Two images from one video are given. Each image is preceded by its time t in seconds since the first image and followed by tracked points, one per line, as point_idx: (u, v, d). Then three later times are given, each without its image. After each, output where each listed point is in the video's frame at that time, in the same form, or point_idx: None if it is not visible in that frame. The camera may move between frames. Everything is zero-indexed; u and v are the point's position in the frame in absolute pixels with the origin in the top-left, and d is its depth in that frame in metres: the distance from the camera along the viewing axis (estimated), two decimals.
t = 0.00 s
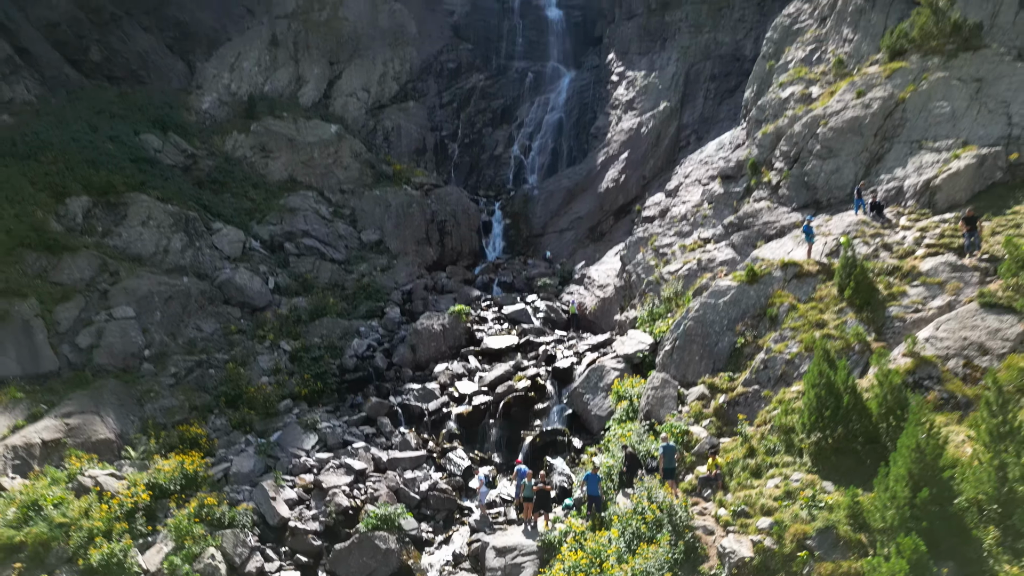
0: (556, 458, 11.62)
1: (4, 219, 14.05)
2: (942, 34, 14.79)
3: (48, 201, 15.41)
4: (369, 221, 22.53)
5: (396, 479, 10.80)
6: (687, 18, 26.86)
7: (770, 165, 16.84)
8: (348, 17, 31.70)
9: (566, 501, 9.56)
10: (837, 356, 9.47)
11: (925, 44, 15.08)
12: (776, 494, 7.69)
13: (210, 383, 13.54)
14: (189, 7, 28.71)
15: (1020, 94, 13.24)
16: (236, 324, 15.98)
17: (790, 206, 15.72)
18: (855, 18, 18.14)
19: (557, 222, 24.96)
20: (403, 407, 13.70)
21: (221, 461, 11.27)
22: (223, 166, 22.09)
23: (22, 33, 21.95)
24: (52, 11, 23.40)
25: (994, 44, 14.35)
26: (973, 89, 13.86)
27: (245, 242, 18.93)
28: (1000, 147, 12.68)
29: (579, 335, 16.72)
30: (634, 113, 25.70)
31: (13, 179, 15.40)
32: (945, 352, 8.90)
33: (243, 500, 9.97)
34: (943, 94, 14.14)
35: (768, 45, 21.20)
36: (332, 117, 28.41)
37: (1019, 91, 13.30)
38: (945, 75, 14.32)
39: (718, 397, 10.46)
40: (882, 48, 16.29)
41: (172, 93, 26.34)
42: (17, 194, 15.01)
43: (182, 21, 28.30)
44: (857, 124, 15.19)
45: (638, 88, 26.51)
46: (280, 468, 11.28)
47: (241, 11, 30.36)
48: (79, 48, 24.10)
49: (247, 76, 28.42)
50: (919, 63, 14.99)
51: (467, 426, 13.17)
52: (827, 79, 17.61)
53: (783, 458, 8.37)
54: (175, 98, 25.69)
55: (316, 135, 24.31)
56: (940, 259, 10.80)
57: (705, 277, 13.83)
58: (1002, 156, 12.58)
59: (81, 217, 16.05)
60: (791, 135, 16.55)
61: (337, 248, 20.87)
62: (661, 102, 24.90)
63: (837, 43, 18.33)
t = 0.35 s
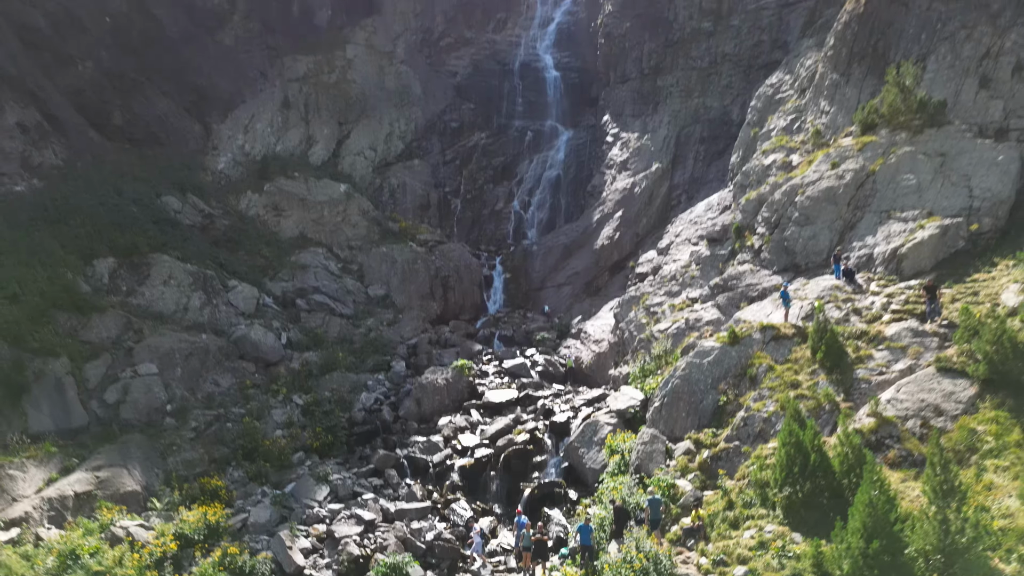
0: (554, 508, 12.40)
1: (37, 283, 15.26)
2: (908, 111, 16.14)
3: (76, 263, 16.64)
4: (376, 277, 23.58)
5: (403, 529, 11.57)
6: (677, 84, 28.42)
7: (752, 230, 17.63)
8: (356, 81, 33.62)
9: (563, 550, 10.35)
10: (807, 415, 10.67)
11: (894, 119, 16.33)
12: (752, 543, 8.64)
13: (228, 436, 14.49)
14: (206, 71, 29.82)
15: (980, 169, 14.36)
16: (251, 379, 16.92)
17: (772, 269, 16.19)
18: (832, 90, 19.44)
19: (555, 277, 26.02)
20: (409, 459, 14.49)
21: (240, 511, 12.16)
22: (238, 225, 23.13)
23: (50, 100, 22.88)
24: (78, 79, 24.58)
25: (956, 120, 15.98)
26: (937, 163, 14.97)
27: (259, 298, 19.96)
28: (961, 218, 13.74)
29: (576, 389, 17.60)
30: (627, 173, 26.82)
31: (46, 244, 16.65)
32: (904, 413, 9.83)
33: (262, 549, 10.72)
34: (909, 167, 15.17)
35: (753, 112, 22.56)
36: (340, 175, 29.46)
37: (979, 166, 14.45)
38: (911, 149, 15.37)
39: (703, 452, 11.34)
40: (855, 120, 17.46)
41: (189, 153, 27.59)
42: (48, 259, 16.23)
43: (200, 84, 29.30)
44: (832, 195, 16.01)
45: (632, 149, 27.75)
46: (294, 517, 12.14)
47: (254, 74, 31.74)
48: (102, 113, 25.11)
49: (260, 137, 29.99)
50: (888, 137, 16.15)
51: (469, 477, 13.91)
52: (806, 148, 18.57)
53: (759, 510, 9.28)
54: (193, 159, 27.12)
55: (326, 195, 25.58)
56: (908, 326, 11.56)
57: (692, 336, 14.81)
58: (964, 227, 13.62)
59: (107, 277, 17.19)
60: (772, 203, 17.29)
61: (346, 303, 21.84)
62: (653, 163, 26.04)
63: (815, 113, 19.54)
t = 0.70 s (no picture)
0: (551, 536, 13.31)
1: (66, 321, 16.45)
2: (882, 160, 17.33)
3: (101, 301, 17.81)
4: (382, 310, 24.61)
5: (410, 556, 12.52)
6: (670, 124, 29.73)
7: (738, 271, 18.79)
8: (362, 118, 35.13)
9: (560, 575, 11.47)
10: (783, 450, 11.66)
11: (869, 167, 17.58)
12: (730, 570, 9.52)
13: (245, 466, 15.43)
14: (220, 112, 31.23)
15: (948, 218, 15.41)
16: (265, 411, 17.84)
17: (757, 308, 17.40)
18: (814, 137, 20.67)
19: (552, 311, 27.10)
20: (415, 488, 15.38)
21: (258, 537, 13.06)
22: (251, 261, 24.26)
23: (72, 142, 24.03)
24: (97, 121, 25.70)
25: (927, 170, 17.03)
26: (908, 212, 16.02)
27: (271, 333, 20.98)
28: (930, 264, 14.76)
29: (573, 421, 18.49)
30: (622, 210, 27.97)
31: (72, 284, 17.90)
32: (869, 450, 10.81)
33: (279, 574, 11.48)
34: (883, 215, 16.25)
35: (742, 155, 23.86)
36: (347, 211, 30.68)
37: (947, 215, 15.48)
38: (885, 198, 16.50)
39: (688, 483, 12.27)
40: (835, 167, 18.62)
41: (202, 191, 28.52)
42: (76, 298, 17.42)
43: (214, 123, 30.60)
44: (811, 240, 17.15)
45: (626, 187, 28.92)
46: (308, 544, 13.05)
47: (264, 113, 33.29)
48: (120, 152, 26.14)
49: (270, 174, 30.41)
50: (864, 185, 17.33)
51: (472, 506, 14.73)
52: (790, 192, 19.65)
53: (737, 539, 10.18)
54: (206, 196, 27.98)
55: (334, 232, 26.89)
56: (876, 365, 12.60)
57: (681, 372, 15.90)
58: (933, 272, 14.63)
59: (129, 315, 18.23)
60: (756, 246, 18.48)
61: (353, 337, 22.80)
62: (646, 201, 27.26)
63: (799, 158, 20.64)
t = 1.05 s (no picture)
0: (549, 540, 14.36)
1: (93, 337, 17.55)
2: (862, 185, 18.39)
3: (124, 317, 18.91)
4: (387, 322, 25.62)
5: (419, 559, 13.58)
6: (665, 140, 30.76)
7: (726, 288, 19.86)
8: (366, 132, 36.19)
9: None
10: (761, 462, 12.71)
11: (850, 192, 18.66)
12: (709, 572, 10.55)
13: (262, 475, 16.52)
14: (229, 128, 32.24)
15: (921, 242, 16.47)
16: (279, 422, 18.87)
17: (743, 325, 18.39)
18: (799, 159, 21.79)
19: (551, 322, 28.14)
20: (422, 495, 16.44)
21: (278, 542, 14.14)
22: (262, 276, 25.30)
23: (90, 161, 25.03)
24: (114, 139, 26.70)
25: (904, 195, 18.09)
26: (884, 235, 17.06)
27: (282, 345, 22.02)
28: (903, 286, 15.82)
29: (570, 431, 19.53)
30: (618, 224, 29.03)
31: (96, 301, 19.00)
32: (839, 462, 11.84)
33: None
34: (861, 238, 17.30)
35: (732, 174, 24.94)
36: (353, 223, 31.68)
37: (920, 239, 16.54)
38: (863, 222, 17.55)
39: (675, 492, 13.32)
40: (818, 190, 19.67)
41: (213, 205, 29.31)
42: (101, 315, 18.53)
43: (224, 139, 31.60)
44: (794, 260, 18.20)
45: (622, 202, 29.95)
46: (324, 548, 14.11)
47: (271, 127, 34.27)
48: (135, 169, 27.01)
49: (279, 189, 31.32)
50: (844, 209, 18.38)
51: (475, 512, 15.76)
52: (776, 212, 20.67)
53: (717, 544, 11.23)
54: (217, 211, 28.89)
55: (341, 245, 27.99)
56: (849, 383, 13.64)
57: (671, 386, 16.95)
58: (906, 294, 15.67)
59: (150, 330, 19.31)
60: (743, 265, 19.57)
61: (361, 348, 23.82)
62: (642, 216, 28.27)
63: (785, 180, 21.69)
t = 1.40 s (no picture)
0: (546, 544, 15.40)
1: (117, 352, 18.69)
2: (843, 208, 19.49)
3: (145, 332, 20.05)
4: (393, 333, 26.66)
5: (426, 562, 14.64)
6: (660, 156, 31.79)
7: (715, 305, 20.96)
8: (371, 146, 37.29)
9: None
10: (743, 473, 13.77)
11: (832, 214, 19.74)
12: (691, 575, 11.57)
13: (278, 482, 17.63)
14: (239, 143, 33.33)
15: (897, 264, 17.58)
16: (293, 431, 19.92)
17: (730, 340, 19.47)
18: (786, 180, 22.90)
19: (550, 333, 29.17)
20: (427, 501, 17.50)
21: (295, 546, 15.19)
22: (273, 289, 26.39)
23: (107, 179, 26.13)
24: (129, 157, 27.74)
25: (882, 218, 19.24)
26: (863, 256, 18.16)
27: (294, 357, 23.07)
28: (879, 306, 16.92)
29: (568, 440, 20.60)
30: (615, 238, 30.11)
31: (119, 317, 20.19)
32: (813, 474, 12.86)
33: None
34: (842, 259, 18.38)
35: (723, 192, 26.04)
36: (358, 236, 32.74)
37: (896, 261, 17.65)
38: (843, 244, 18.62)
39: (664, 500, 14.37)
40: (802, 211, 20.76)
41: (224, 219, 30.30)
42: (124, 330, 19.67)
43: (233, 154, 32.67)
44: (779, 279, 19.29)
45: (619, 216, 31.01)
46: (338, 551, 15.15)
47: (279, 141, 35.34)
48: (149, 185, 28.06)
49: (287, 203, 32.39)
50: (826, 230, 19.45)
51: (477, 517, 16.81)
52: (763, 231, 21.77)
53: (700, 548, 12.26)
54: (228, 225, 29.92)
55: (347, 258, 29.24)
56: (825, 399, 14.69)
57: (662, 399, 18.01)
58: (881, 313, 16.78)
59: (170, 344, 20.43)
60: (731, 283, 20.67)
61: (368, 359, 24.87)
62: (638, 231, 29.32)
63: (773, 200, 22.80)
